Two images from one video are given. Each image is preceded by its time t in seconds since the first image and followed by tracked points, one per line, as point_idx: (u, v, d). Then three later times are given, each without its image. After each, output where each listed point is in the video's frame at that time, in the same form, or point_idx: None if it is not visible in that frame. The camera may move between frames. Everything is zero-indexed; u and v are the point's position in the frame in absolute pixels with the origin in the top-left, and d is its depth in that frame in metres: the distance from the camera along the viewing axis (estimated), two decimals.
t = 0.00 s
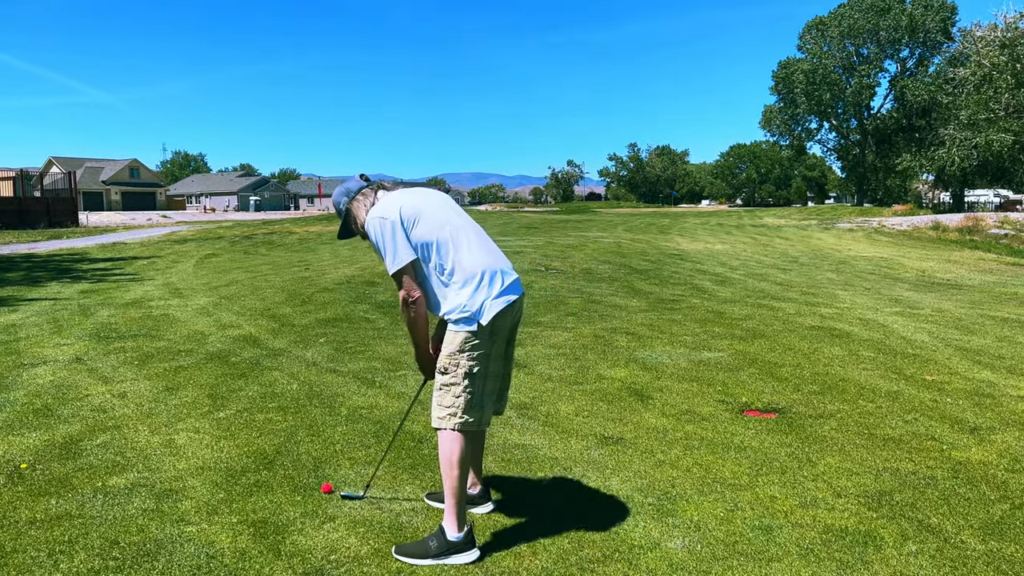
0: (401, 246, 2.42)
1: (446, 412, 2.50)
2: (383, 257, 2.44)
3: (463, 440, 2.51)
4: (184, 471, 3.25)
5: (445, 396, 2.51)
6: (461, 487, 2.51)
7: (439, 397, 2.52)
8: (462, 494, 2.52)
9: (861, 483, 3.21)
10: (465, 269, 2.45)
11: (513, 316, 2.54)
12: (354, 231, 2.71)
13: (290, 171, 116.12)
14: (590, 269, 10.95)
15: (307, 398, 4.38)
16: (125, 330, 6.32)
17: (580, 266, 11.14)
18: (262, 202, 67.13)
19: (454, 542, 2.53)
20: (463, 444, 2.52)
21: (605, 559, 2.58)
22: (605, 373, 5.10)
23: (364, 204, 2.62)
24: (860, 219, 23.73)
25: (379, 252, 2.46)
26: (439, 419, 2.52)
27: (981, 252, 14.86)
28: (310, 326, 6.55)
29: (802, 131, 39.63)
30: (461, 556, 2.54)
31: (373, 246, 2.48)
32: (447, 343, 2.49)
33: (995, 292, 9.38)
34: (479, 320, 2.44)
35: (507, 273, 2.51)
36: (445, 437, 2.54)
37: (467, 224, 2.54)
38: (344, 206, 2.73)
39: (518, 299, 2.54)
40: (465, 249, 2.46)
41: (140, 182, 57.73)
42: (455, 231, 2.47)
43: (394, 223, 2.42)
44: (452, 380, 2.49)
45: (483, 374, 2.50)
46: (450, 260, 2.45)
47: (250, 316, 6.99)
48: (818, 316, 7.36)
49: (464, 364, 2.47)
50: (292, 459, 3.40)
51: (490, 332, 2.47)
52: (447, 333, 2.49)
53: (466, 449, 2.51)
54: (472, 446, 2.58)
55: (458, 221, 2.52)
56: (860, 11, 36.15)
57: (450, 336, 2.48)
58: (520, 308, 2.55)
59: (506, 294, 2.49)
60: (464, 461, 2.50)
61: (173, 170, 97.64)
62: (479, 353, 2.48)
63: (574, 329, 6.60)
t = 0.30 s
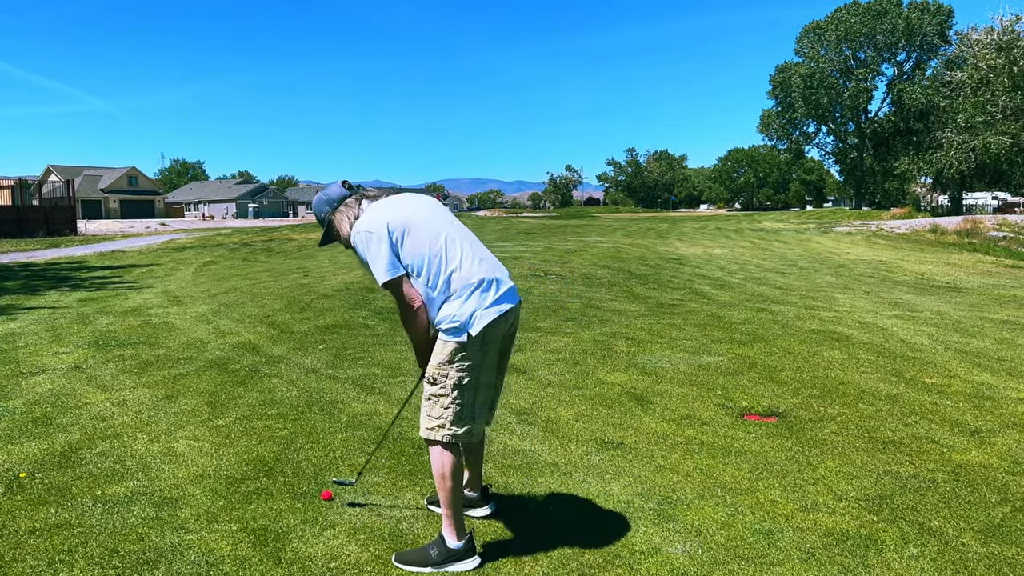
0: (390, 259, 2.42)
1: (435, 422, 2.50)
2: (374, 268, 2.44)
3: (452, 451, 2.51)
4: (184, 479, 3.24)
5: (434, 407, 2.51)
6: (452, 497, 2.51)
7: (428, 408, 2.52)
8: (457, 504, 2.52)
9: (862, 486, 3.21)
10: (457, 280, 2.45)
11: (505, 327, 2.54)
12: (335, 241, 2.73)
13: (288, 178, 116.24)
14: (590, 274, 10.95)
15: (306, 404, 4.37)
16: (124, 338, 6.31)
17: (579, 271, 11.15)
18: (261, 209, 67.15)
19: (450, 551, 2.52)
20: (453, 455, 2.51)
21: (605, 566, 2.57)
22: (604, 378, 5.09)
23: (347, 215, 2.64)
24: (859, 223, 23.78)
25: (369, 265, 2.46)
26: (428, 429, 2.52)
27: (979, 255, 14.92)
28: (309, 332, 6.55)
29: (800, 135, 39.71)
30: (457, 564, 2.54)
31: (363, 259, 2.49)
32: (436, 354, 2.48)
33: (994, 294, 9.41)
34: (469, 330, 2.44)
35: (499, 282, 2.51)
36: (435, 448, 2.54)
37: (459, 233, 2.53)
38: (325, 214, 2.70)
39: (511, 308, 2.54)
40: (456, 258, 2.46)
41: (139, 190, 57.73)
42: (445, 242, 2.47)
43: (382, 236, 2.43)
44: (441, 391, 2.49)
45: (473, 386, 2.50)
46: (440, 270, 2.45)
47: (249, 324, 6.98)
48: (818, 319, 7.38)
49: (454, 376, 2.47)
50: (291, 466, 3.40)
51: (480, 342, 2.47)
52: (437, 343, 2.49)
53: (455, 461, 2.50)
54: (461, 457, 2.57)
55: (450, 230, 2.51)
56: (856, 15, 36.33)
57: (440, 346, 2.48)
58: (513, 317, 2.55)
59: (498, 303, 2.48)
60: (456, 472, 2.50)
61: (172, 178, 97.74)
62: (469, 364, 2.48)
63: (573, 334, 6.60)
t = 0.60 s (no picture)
0: (393, 266, 2.43)
1: (441, 427, 2.50)
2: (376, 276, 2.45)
3: (458, 455, 2.50)
4: (184, 484, 3.24)
5: (439, 411, 2.50)
6: (455, 503, 2.50)
7: (434, 412, 2.51)
8: (459, 508, 2.52)
9: (862, 489, 3.21)
10: (460, 284, 2.45)
11: (509, 330, 2.53)
12: (336, 248, 2.75)
13: (287, 183, 116.38)
14: (589, 277, 10.96)
15: (306, 410, 4.37)
16: (124, 343, 6.31)
17: (579, 274, 11.15)
18: (260, 214, 67.22)
19: (453, 556, 2.52)
20: (458, 459, 2.50)
21: (607, 571, 2.56)
22: (604, 382, 5.09)
23: (348, 224, 2.64)
24: (858, 225, 23.81)
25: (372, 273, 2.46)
26: (433, 433, 2.51)
27: (978, 257, 14.93)
28: (309, 337, 6.55)
29: (798, 138, 39.79)
30: (460, 569, 2.53)
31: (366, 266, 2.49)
32: (441, 358, 2.48)
33: (993, 296, 9.42)
34: (472, 334, 2.44)
35: (502, 286, 2.51)
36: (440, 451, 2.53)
37: (460, 239, 2.54)
38: (326, 222, 2.71)
39: (515, 312, 2.54)
40: (459, 263, 2.47)
41: (138, 195, 57.77)
42: (448, 248, 2.48)
43: (385, 243, 2.44)
44: (446, 396, 2.49)
45: (478, 389, 2.50)
46: (442, 275, 2.46)
47: (249, 329, 6.98)
48: (817, 322, 7.38)
49: (458, 379, 2.47)
50: (292, 471, 3.40)
51: (485, 346, 2.47)
52: (441, 348, 2.49)
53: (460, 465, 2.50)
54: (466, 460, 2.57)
55: (451, 237, 2.52)
56: (854, 18, 36.42)
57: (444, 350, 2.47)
58: (516, 320, 2.55)
59: (501, 307, 2.48)
60: (460, 476, 2.49)
61: (171, 183, 98.03)
62: (474, 367, 2.47)
63: (573, 338, 6.60)
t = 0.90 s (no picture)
0: (408, 264, 2.42)
1: (448, 422, 2.50)
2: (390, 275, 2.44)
3: (465, 451, 2.51)
4: (186, 487, 3.24)
5: (446, 407, 2.51)
6: (460, 499, 2.50)
7: (441, 407, 2.51)
8: (464, 505, 2.51)
9: (864, 489, 3.20)
10: (471, 285, 2.45)
11: (518, 330, 2.54)
12: (352, 244, 2.74)
13: (288, 185, 116.52)
14: (590, 278, 10.96)
15: (307, 412, 4.37)
16: (125, 346, 6.32)
17: (579, 275, 11.15)
18: (261, 216, 67.30)
19: (457, 553, 2.52)
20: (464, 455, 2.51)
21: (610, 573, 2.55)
22: (606, 383, 5.09)
23: (366, 219, 2.63)
24: (859, 225, 23.79)
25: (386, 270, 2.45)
26: (439, 428, 2.52)
27: (979, 256, 14.92)
28: (310, 340, 6.55)
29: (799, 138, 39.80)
30: (464, 566, 2.52)
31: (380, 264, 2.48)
32: (451, 354, 2.48)
33: (995, 296, 9.40)
34: (484, 332, 2.44)
35: (511, 288, 2.52)
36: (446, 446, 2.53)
37: (472, 240, 2.53)
38: (343, 218, 2.70)
39: (524, 312, 2.55)
40: (472, 264, 2.47)
41: (139, 198, 57.85)
42: (459, 248, 2.48)
43: (400, 241, 2.43)
44: (454, 392, 2.49)
45: (486, 386, 2.51)
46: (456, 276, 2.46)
47: (250, 331, 6.98)
48: (819, 322, 7.37)
49: (468, 376, 2.47)
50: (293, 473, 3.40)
51: (495, 345, 2.48)
52: (451, 344, 2.49)
53: (467, 460, 2.51)
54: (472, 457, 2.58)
55: (463, 237, 2.51)
56: (854, 18, 36.42)
57: (455, 347, 2.47)
58: (525, 322, 2.56)
59: (512, 308, 2.49)
60: (466, 472, 2.50)
61: (172, 186, 98.17)
62: (483, 365, 2.48)
63: (574, 340, 6.59)
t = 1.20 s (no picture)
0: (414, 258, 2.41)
1: (447, 414, 2.50)
2: (397, 269, 2.43)
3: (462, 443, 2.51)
4: (189, 487, 3.25)
5: (444, 398, 2.51)
6: (456, 491, 2.51)
7: (440, 398, 2.51)
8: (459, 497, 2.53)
9: (868, 487, 3.20)
10: (475, 280, 2.46)
11: (520, 325, 2.55)
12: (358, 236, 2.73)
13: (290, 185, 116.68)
14: (592, 277, 10.95)
15: (310, 411, 4.38)
16: (128, 346, 6.33)
17: (581, 275, 11.15)
18: (263, 217, 67.39)
19: (451, 545, 2.54)
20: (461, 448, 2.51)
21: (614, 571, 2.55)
22: (608, 381, 5.09)
23: (371, 211, 2.62)
24: (861, 223, 23.74)
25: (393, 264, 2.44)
26: (436, 417, 2.53)
27: (982, 254, 14.89)
28: (313, 339, 6.56)
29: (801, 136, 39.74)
30: (458, 559, 2.54)
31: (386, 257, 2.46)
32: (452, 347, 2.49)
33: (997, 293, 9.38)
34: (486, 326, 2.45)
35: (514, 283, 2.53)
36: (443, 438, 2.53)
37: (476, 235, 2.54)
38: (349, 211, 2.70)
39: (526, 307, 2.56)
40: (477, 259, 2.48)
41: (141, 199, 57.97)
42: (464, 243, 2.48)
43: (408, 235, 2.41)
44: (454, 384, 2.49)
45: (486, 380, 2.51)
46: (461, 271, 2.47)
47: (253, 331, 6.99)
48: (821, 320, 7.35)
49: (468, 369, 2.47)
50: (297, 472, 3.40)
51: (497, 338, 2.48)
52: (453, 337, 2.49)
53: (461, 451, 2.52)
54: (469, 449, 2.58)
55: (468, 232, 2.52)
56: (856, 15, 36.30)
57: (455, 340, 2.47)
58: (528, 317, 2.57)
59: (514, 303, 2.51)
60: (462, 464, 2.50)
61: (175, 186, 98.46)
62: (484, 359, 2.48)
63: (577, 338, 6.59)
